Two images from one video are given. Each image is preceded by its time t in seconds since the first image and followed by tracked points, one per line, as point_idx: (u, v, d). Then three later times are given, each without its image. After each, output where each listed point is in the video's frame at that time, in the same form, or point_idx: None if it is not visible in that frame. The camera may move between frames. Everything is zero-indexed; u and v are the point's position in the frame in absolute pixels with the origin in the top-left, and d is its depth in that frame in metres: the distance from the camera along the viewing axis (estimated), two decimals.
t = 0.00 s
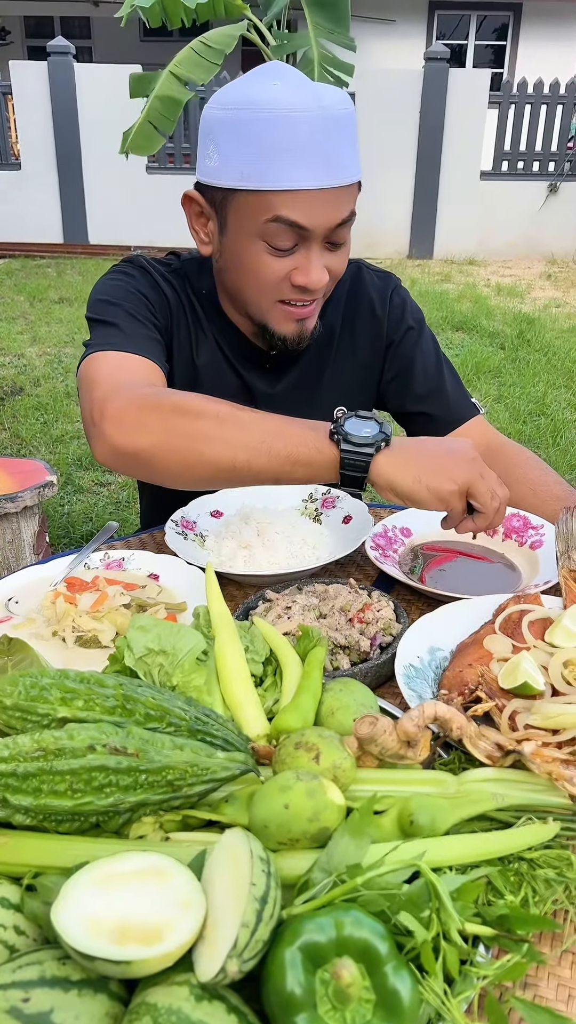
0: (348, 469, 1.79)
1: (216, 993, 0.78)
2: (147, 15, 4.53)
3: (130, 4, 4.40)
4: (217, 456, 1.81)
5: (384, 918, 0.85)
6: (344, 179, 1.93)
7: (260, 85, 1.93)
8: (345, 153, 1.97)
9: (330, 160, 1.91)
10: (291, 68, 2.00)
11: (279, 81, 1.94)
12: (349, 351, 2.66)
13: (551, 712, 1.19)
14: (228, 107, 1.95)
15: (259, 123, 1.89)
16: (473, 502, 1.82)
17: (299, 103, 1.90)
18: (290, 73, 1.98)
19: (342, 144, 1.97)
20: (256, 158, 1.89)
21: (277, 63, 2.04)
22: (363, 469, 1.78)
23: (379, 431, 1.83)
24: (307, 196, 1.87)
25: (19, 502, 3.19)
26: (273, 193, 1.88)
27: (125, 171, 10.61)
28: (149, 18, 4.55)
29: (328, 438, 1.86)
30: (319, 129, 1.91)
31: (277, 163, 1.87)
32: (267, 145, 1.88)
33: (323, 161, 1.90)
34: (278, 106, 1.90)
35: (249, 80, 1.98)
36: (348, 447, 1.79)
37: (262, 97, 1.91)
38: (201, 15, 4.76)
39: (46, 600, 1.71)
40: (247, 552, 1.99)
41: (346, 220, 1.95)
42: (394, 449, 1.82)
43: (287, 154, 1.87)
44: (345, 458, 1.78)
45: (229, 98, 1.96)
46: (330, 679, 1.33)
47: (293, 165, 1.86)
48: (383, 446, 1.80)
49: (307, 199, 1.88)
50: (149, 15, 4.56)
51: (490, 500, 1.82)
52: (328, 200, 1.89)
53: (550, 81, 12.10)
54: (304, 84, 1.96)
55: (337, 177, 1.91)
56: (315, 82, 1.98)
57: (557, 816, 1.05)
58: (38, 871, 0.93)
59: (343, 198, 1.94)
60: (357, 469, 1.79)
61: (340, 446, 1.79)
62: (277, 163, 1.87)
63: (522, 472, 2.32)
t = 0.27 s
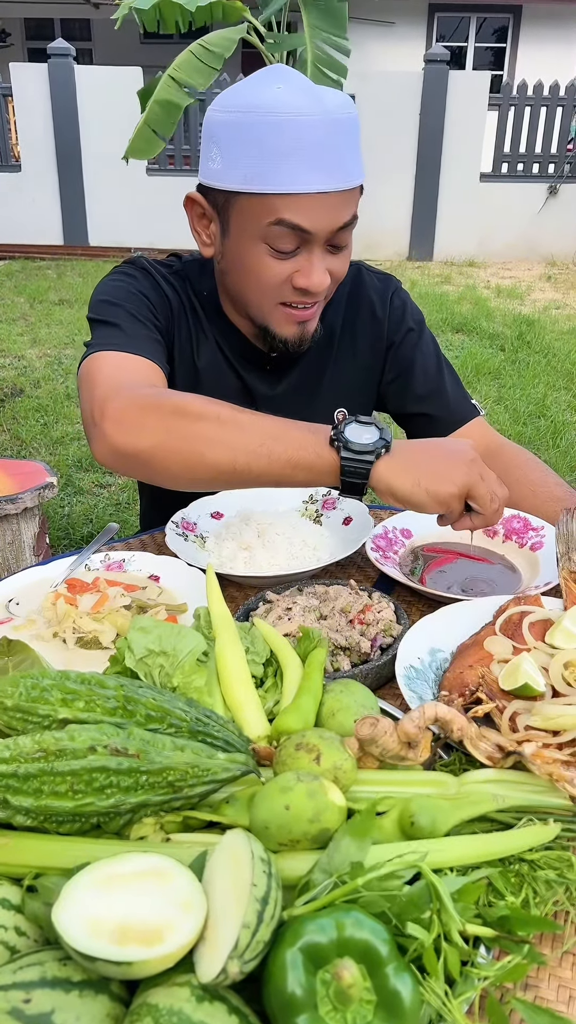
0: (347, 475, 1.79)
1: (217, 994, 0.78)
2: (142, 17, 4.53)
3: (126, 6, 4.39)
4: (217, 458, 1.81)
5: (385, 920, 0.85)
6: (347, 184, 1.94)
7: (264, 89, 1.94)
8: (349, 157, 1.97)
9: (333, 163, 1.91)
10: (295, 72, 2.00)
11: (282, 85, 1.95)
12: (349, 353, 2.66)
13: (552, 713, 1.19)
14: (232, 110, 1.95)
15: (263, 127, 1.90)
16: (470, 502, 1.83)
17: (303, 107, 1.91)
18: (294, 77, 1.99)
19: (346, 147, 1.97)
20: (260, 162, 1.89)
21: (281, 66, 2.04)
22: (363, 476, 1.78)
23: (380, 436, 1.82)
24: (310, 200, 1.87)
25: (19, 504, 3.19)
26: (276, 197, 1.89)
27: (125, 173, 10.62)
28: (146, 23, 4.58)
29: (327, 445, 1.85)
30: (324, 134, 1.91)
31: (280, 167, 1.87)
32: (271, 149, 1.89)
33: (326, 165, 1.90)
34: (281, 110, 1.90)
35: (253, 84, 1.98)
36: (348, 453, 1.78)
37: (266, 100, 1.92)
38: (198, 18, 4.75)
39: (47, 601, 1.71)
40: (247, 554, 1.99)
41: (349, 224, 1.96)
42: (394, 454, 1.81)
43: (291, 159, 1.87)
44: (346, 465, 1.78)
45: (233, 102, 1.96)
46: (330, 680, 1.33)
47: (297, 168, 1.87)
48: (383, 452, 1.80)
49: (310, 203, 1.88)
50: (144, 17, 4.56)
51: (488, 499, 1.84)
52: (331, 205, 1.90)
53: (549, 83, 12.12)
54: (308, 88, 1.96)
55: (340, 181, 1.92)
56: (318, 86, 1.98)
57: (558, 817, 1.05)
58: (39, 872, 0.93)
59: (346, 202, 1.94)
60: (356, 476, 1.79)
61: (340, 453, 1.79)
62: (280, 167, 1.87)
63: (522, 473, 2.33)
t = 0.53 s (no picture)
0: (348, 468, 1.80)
1: (216, 995, 0.78)
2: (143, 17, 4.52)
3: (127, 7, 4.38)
4: (217, 454, 1.81)
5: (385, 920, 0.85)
6: (348, 187, 1.94)
7: (265, 91, 1.94)
8: (350, 159, 1.97)
9: (334, 166, 1.91)
10: (296, 75, 2.00)
11: (284, 87, 1.95)
12: (349, 354, 2.67)
13: (551, 714, 1.19)
14: (234, 113, 1.96)
15: (265, 130, 1.90)
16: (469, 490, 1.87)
17: (305, 110, 1.91)
18: (295, 80, 1.99)
19: (347, 150, 1.97)
20: (261, 164, 1.90)
21: (283, 68, 2.04)
22: (364, 468, 1.79)
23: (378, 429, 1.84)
24: (311, 203, 1.88)
25: (18, 505, 3.19)
26: (277, 199, 1.89)
27: (125, 174, 10.63)
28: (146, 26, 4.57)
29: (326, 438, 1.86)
30: (324, 136, 1.91)
31: (281, 169, 1.87)
32: (273, 151, 1.89)
33: (328, 167, 1.90)
34: (282, 112, 1.90)
35: (255, 86, 1.98)
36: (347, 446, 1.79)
37: (267, 103, 1.92)
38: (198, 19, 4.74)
39: (47, 602, 1.71)
40: (247, 555, 1.99)
41: (349, 227, 1.96)
42: (394, 448, 1.84)
43: (293, 161, 1.87)
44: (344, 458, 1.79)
45: (234, 105, 1.97)
46: (330, 680, 1.33)
47: (298, 171, 1.87)
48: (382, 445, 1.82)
49: (312, 205, 1.88)
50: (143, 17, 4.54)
51: (486, 485, 1.87)
52: (333, 207, 1.90)
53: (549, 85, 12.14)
54: (309, 90, 1.97)
55: (342, 183, 1.92)
56: (320, 88, 1.99)
57: (557, 817, 1.05)
58: (39, 872, 0.93)
59: (347, 205, 1.94)
60: (361, 469, 1.80)
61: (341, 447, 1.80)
62: (282, 169, 1.87)
63: (522, 473, 2.33)
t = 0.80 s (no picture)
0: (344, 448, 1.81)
1: (216, 995, 0.78)
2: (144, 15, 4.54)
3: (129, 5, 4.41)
4: (211, 441, 1.81)
5: (384, 920, 0.85)
6: (349, 189, 1.94)
7: (267, 94, 1.94)
8: (350, 161, 1.97)
9: (334, 168, 1.91)
10: (298, 78, 2.01)
11: (286, 91, 1.95)
12: (349, 356, 2.67)
13: (551, 715, 1.19)
14: (235, 115, 1.96)
15: (266, 132, 1.90)
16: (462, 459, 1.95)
17: (307, 113, 1.91)
18: (297, 83, 1.99)
19: (347, 152, 1.97)
20: (260, 165, 1.90)
21: (285, 71, 2.04)
22: (361, 447, 1.81)
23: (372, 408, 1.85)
24: (311, 204, 1.88)
25: (18, 506, 3.20)
26: (277, 201, 1.90)
27: (125, 176, 10.64)
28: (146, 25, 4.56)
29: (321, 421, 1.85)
30: (325, 137, 1.91)
31: (280, 170, 1.88)
32: (272, 153, 1.89)
33: (328, 169, 1.90)
34: (283, 115, 1.90)
35: (256, 89, 1.99)
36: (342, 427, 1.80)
37: (269, 106, 1.92)
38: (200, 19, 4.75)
39: (47, 603, 1.71)
40: (247, 556, 2.00)
41: (349, 228, 1.96)
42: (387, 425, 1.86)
43: (292, 162, 1.87)
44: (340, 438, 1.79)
45: (236, 108, 1.97)
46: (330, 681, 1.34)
47: (296, 171, 1.87)
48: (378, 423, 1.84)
49: (311, 206, 1.88)
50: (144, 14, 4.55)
51: (478, 454, 1.96)
52: (333, 208, 1.90)
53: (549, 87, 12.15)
54: (310, 92, 1.97)
55: (342, 185, 1.92)
56: (321, 91, 1.99)
57: (556, 818, 1.05)
58: (39, 873, 0.93)
59: (348, 207, 1.95)
60: (355, 446, 1.81)
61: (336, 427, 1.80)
62: (281, 170, 1.88)
63: (521, 475, 2.34)
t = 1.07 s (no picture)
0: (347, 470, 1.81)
1: (216, 996, 0.79)
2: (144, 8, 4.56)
3: None
4: (220, 458, 1.81)
5: (384, 921, 0.85)
6: (348, 190, 1.95)
7: (265, 93, 1.95)
8: (349, 160, 1.98)
9: (333, 167, 1.91)
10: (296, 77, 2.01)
11: (285, 91, 1.95)
12: (349, 358, 2.67)
13: (550, 716, 1.19)
14: (234, 115, 1.96)
15: (265, 132, 1.90)
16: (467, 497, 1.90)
17: (306, 113, 1.91)
18: (296, 83, 1.99)
19: (346, 151, 1.97)
20: (259, 164, 1.90)
21: (282, 71, 2.05)
22: (362, 471, 1.80)
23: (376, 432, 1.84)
24: (311, 204, 1.89)
25: (18, 507, 3.20)
26: (277, 202, 1.90)
27: (124, 178, 10.65)
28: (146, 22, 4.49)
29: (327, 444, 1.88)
30: (323, 136, 1.92)
31: (279, 170, 1.88)
32: (272, 152, 1.89)
33: (327, 168, 1.90)
34: (281, 114, 1.91)
35: (254, 89, 1.99)
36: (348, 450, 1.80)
37: (269, 106, 1.92)
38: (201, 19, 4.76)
39: (47, 604, 1.72)
40: (247, 557, 2.00)
41: (349, 229, 1.97)
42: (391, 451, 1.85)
43: (292, 162, 1.87)
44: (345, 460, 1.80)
45: (236, 108, 1.97)
46: (329, 682, 1.34)
47: (296, 172, 1.87)
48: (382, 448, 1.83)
49: (311, 206, 1.89)
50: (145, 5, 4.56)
51: (484, 495, 1.91)
52: (332, 208, 1.91)
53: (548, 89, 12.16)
54: (308, 91, 1.97)
55: (341, 186, 1.92)
56: (319, 91, 1.99)
57: (556, 819, 1.05)
58: (39, 874, 0.93)
59: (347, 208, 1.95)
60: (357, 470, 1.80)
61: (341, 448, 1.80)
62: (280, 169, 1.88)
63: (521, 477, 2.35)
